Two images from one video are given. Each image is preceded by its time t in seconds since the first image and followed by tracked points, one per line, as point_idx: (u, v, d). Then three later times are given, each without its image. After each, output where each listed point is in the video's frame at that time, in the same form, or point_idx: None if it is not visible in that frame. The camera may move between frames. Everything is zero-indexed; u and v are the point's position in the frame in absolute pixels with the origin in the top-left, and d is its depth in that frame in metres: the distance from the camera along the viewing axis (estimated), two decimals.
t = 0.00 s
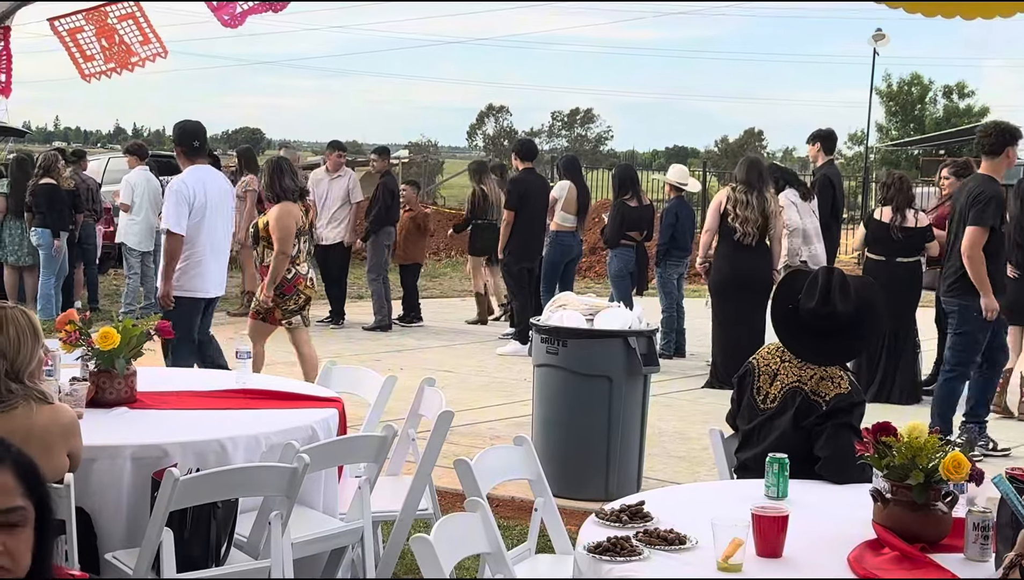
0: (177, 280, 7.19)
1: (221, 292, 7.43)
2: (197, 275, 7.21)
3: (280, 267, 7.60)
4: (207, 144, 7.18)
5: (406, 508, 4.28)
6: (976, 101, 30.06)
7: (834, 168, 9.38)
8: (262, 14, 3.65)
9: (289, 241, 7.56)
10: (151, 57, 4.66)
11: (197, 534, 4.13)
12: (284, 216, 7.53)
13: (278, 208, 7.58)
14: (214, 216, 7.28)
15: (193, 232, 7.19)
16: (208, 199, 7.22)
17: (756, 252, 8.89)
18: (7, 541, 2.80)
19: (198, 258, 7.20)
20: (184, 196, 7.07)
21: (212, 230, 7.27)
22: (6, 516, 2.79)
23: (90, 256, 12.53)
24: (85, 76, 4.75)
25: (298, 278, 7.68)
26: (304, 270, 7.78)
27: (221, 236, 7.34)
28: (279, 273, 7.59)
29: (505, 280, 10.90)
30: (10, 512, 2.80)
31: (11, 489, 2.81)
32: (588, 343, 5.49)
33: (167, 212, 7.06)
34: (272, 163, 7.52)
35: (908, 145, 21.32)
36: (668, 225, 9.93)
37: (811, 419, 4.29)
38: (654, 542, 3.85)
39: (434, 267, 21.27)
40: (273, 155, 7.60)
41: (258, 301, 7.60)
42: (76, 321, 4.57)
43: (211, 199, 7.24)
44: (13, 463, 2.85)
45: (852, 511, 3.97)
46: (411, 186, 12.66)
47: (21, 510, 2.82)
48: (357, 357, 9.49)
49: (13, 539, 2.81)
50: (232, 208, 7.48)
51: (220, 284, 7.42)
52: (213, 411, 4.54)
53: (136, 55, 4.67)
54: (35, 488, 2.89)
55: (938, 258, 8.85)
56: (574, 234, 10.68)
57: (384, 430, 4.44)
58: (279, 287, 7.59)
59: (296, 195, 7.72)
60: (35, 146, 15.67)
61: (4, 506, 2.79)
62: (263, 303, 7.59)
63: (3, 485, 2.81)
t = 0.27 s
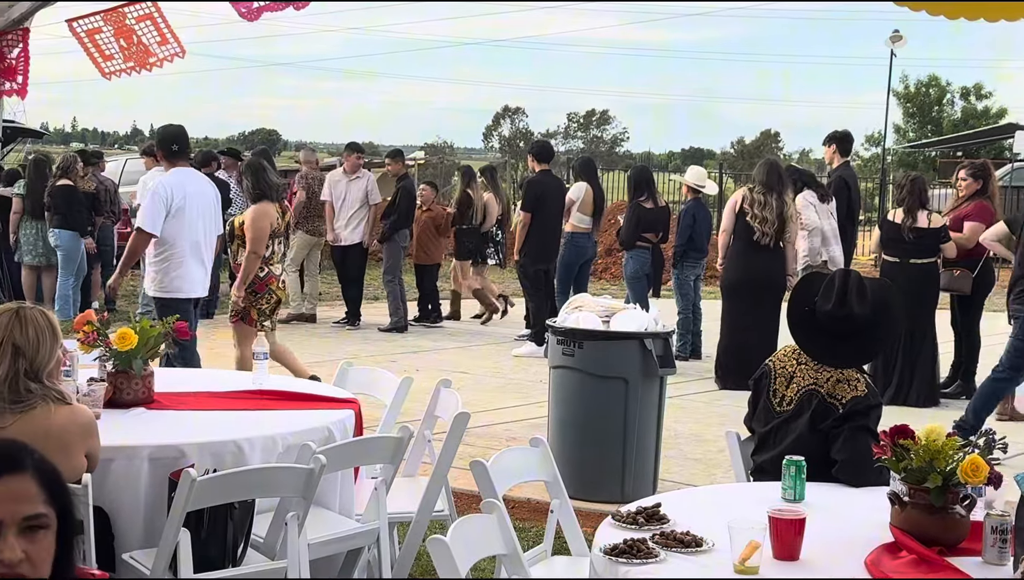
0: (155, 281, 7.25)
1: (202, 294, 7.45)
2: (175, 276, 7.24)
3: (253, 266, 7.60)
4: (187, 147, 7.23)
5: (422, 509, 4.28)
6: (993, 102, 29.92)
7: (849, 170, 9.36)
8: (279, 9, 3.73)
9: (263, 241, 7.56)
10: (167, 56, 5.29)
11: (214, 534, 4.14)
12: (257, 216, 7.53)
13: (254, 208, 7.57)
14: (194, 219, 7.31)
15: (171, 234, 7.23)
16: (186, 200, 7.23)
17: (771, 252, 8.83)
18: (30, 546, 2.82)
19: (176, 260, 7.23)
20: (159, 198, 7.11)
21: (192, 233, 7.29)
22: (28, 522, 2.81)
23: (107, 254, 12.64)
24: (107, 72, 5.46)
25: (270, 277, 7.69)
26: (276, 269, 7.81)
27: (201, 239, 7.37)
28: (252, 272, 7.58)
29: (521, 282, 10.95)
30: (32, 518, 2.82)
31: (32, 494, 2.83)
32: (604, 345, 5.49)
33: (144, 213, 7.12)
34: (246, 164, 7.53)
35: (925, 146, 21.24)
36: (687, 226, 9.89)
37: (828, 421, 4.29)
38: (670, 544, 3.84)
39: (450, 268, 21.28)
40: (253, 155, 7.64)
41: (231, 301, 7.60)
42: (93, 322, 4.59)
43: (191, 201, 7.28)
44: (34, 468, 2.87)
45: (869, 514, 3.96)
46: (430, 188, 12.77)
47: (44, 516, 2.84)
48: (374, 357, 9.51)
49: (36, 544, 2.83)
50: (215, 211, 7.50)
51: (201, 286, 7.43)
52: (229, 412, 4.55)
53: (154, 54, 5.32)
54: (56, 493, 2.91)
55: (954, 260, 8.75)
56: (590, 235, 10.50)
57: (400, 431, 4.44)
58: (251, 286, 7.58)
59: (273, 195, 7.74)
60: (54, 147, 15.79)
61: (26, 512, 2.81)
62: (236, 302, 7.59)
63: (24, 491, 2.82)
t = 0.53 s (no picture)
0: (142, 279, 7.30)
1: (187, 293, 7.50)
2: (162, 274, 7.30)
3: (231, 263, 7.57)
4: (175, 148, 7.26)
5: (438, 509, 4.28)
6: (1011, 103, 29.76)
7: (866, 172, 9.33)
8: None
9: (238, 236, 7.54)
10: (186, 58, 5.34)
11: (232, 534, 4.15)
12: (236, 212, 7.50)
13: (232, 205, 7.56)
14: (182, 219, 7.41)
15: (158, 233, 7.31)
16: (175, 200, 7.33)
17: (775, 255, 8.84)
18: (52, 542, 2.84)
19: (164, 258, 7.30)
20: (150, 196, 7.21)
21: (179, 233, 7.38)
22: (49, 518, 2.84)
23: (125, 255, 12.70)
24: (127, 76, 5.47)
25: (258, 274, 7.62)
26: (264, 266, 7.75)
27: (188, 238, 7.45)
28: (232, 268, 7.54)
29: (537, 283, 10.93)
30: (53, 514, 2.85)
31: (50, 491, 2.86)
32: (620, 346, 5.49)
33: (132, 211, 7.21)
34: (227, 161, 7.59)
35: (943, 146, 21.14)
36: (703, 227, 9.89)
37: (845, 423, 4.27)
38: (687, 545, 3.84)
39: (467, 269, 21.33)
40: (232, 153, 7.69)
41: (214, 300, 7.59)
42: (112, 321, 4.60)
43: (179, 201, 7.39)
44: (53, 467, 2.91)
45: (887, 517, 3.94)
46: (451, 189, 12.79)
47: (63, 512, 2.87)
48: (391, 358, 9.54)
49: (57, 541, 2.85)
50: (200, 213, 7.61)
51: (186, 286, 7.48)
52: (247, 412, 4.56)
53: (171, 55, 5.36)
54: (74, 491, 2.94)
55: (971, 262, 8.79)
56: (604, 236, 10.56)
57: (417, 432, 4.44)
58: (239, 284, 7.51)
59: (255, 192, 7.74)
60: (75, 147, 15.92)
61: (45, 507, 2.84)
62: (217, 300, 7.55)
63: (43, 488, 2.85)
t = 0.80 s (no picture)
0: (134, 276, 7.45)
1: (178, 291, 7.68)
2: (155, 272, 7.48)
3: (217, 263, 7.69)
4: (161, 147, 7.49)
5: (454, 510, 4.28)
6: None
7: (881, 173, 9.26)
8: None
9: (227, 237, 7.66)
10: (203, 56, 5.54)
11: (248, 534, 4.16)
12: (224, 213, 7.63)
13: (219, 205, 7.68)
14: (174, 218, 7.59)
15: (151, 231, 7.47)
16: (167, 199, 7.52)
17: (778, 256, 8.78)
18: (75, 527, 2.88)
19: (157, 256, 7.47)
20: (144, 195, 7.38)
21: (172, 231, 7.56)
22: (72, 502, 2.88)
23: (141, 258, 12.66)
24: (145, 75, 5.69)
25: (239, 275, 7.78)
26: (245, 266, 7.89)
27: (180, 236, 7.63)
28: (215, 269, 7.66)
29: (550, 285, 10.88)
30: (76, 498, 2.89)
31: (73, 476, 2.90)
32: (636, 347, 5.49)
33: (126, 210, 7.37)
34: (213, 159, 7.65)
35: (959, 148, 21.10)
36: (718, 229, 9.92)
37: (860, 425, 4.26)
38: (704, 547, 3.83)
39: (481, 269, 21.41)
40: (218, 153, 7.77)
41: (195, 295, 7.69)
42: (129, 321, 4.62)
43: (171, 200, 7.57)
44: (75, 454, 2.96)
45: (905, 520, 3.93)
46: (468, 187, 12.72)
47: (85, 497, 2.92)
48: (407, 358, 9.55)
49: (79, 526, 2.89)
50: (189, 211, 7.79)
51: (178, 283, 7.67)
52: (263, 412, 4.57)
53: (189, 54, 5.55)
54: (95, 478, 2.99)
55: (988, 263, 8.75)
56: (618, 237, 10.79)
57: (433, 432, 4.45)
58: (221, 285, 7.65)
59: (241, 192, 7.83)
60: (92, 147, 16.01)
61: (69, 492, 2.88)
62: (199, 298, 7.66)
63: (66, 473, 2.90)
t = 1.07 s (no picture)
0: (115, 283, 7.61)
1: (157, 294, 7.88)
2: (134, 278, 7.65)
3: (211, 260, 7.65)
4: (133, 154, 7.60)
5: (468, 510, 4.27)
6: None
7: (895, 175, 9.27)
8: None
9: (221, 234, 7.63)
10: (219, 55, 5.55)
11: (263, 533, 4.16)
12: (215, 209, 7.58)
13: (207, 202, 7.62)
14: (150, 222, 7.72)
15: (129, 237, 7.60)
16: (144, 205, 7.62)
17: (792, 257, 8.76)
18: (90, 539, 2.84)
19: (137, 262, 7.64)
20: (122, 204, 7.47)
21: (149, 237, 7.70)
22: (89, 514, 2.84)
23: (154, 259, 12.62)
24: (163, 74, 5.79)
25: (225, 272, 7.74)
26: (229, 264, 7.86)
27: (157, 240, 7.78)
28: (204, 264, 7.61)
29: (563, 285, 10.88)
30: (94, 510, 2.84)
31: (92, 487, 2.85)
32: (650, 348, 5.49)
33: (103, 219, 7.46)
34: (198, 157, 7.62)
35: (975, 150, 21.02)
36: (733, 230, 9.92)
37: (874, 427, 4.24)
38: (718, 549, 3.83)
39: (494, 270, 21.43)
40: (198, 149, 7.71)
41: (185, 293, 7.57)
42: (145, 321, 4.62)
43: (146, 206, 7.67)
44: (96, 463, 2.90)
45: (920, 522, 3.91)
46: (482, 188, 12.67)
47: (103, 508, 2.87)
48: (422, 358, 9.57)
49: (94, 537, 2.85)
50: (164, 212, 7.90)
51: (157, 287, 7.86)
52: (278, 411, 4.58)
53: (207, 53, 5.56)
54: (113, 487, 2.94)
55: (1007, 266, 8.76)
56: (631, 237, 10.79)
57: (447, 432, 4.44)
58: (210, 281, 7.60)
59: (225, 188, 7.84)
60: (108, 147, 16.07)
61: (86, 504, 2.83)
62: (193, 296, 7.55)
63: (85, 484, 2.84)
